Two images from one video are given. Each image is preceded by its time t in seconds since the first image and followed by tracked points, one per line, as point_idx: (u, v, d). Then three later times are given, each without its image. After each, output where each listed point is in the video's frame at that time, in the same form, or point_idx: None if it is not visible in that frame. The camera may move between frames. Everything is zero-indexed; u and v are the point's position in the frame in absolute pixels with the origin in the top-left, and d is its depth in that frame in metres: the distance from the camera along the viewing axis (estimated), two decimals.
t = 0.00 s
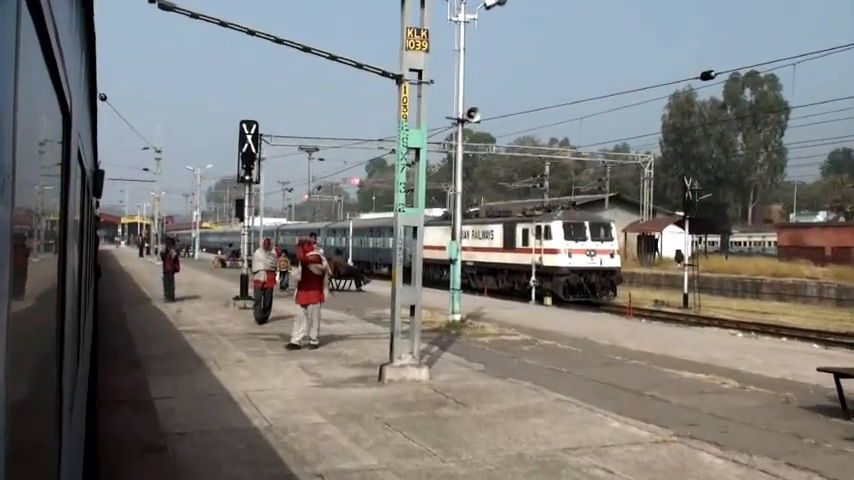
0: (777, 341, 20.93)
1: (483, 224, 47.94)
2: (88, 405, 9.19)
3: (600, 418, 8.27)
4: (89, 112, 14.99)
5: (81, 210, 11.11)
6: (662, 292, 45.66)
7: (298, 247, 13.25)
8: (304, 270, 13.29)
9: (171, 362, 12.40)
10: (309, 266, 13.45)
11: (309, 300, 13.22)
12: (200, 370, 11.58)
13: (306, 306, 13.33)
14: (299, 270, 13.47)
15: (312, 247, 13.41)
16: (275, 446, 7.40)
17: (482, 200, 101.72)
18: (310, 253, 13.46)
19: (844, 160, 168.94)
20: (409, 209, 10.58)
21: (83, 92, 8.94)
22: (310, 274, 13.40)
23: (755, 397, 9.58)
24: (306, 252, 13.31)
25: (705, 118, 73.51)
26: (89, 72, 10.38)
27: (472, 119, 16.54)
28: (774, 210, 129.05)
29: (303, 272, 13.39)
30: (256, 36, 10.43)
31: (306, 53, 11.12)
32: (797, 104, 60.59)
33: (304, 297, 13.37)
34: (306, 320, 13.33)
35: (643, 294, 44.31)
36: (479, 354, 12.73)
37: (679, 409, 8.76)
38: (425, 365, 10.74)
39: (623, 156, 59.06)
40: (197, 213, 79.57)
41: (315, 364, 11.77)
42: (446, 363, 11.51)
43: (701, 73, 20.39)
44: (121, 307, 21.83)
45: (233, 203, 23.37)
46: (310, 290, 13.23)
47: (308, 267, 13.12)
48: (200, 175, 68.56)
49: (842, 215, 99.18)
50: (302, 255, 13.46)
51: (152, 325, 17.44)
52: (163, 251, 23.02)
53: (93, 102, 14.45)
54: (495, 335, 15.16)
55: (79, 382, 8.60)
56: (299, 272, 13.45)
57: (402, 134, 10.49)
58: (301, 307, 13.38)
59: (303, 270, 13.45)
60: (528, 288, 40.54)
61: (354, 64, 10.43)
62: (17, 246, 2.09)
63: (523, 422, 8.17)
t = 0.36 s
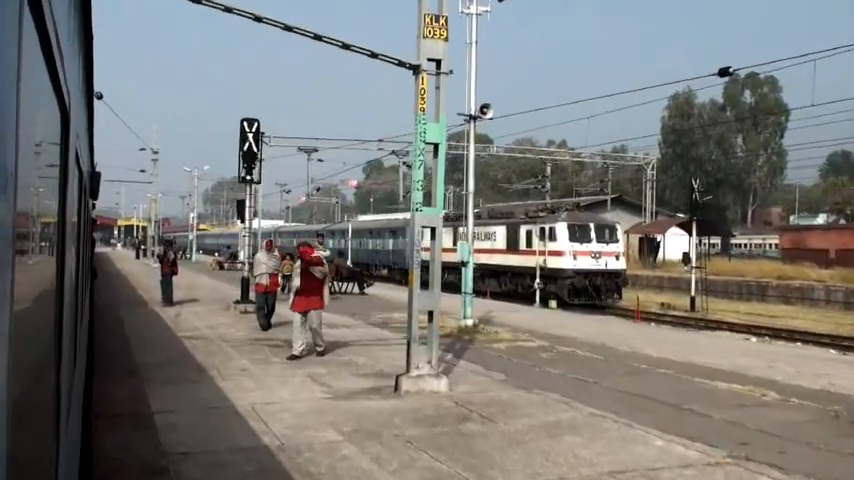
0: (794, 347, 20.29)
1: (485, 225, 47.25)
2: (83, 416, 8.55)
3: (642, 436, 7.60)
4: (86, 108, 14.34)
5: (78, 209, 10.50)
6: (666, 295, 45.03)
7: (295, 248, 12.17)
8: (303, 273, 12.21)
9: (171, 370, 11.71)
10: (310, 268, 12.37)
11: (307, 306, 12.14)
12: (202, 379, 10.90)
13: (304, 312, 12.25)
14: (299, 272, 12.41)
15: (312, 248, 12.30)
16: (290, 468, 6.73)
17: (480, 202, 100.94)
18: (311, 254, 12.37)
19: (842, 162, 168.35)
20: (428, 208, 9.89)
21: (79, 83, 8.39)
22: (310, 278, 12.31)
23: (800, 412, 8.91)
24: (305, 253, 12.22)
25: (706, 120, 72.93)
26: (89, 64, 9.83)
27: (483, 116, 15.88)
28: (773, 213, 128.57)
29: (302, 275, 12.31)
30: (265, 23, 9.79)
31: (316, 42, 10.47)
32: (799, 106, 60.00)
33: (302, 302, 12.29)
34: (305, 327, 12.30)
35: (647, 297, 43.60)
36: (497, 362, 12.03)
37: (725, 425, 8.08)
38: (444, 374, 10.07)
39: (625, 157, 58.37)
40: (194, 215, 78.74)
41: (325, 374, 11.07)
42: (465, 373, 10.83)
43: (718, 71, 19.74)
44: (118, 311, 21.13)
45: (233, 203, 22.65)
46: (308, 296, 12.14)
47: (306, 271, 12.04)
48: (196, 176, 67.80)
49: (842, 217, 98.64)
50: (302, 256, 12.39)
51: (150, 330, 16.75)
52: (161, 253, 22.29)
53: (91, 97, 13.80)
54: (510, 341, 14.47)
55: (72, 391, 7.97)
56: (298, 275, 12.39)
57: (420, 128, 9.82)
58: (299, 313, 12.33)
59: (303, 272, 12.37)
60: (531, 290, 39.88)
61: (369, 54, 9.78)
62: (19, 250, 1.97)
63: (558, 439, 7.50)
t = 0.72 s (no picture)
0: (816, 349, 19.65)
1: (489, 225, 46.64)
2: (78, 417, 7.93)
3: (688, 455, 6.99)
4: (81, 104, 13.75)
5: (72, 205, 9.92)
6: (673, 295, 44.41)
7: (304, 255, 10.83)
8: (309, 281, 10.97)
9: (172, 379, 11.08)
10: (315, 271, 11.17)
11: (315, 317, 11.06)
12: (207, 390, 10.27)
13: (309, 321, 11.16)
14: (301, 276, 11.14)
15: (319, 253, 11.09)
16: None
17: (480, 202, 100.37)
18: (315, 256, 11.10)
19: (843, 160, 168.00)
20: (447, 207, 9.24)
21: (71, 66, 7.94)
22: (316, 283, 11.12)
23: (850, 425, 8.30)
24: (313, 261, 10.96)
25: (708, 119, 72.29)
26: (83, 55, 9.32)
27: (496, 111, 15.25)
28: (775, 212, 127.91)
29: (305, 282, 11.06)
30: (272, 10, 9.16)
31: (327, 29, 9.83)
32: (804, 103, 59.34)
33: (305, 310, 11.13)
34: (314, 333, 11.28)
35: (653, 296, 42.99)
36: (516, 369, 11.43)
37: (775, 443, 7.47)
38: (464, 384, 9.42)
39: (628, 156, 57.78)
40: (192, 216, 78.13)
41: (337, 384, 10.42)
42: (485, 382, 10.21)
43: (736, 64, 19.12)
44: (117, 314, 20.55)
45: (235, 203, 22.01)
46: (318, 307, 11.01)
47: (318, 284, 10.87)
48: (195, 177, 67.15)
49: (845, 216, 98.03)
50: (307, 258, 11.13)
51: (151, 335, 16.13)
52: (161, 254, 21.66)
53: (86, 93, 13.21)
54: (527, 347, 13.82)
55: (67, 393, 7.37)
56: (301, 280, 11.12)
57: (439, 123, 9.15)
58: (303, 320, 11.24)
59: (306, 276, 11.13)
60: (536, 291, 39.28)
61: (383, 43, 9.13)
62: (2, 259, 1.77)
63: (599, 458, 6.89)
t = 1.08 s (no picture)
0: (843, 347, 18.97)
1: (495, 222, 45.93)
2: (79, 430, 7.27)
3: (758, 473, 6.30)
4: (77, 98, 13.04)
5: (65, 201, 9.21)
6: (683, 291, 43.74)
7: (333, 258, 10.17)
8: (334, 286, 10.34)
9: (179, 389, 10.39)
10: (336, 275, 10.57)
11: (337, 324, 10.40)
12: (218, 401, 9.57)
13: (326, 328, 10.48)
14: (321, 279, 10.45)
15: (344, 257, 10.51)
16: None
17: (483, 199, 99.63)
18: (338, 259, 10.49)
19: (847, 154, 167.14)
20: (476, 202, 8.54)
21: (60, 49, 7.34)
22: (338, 288, 10.50)
23: None
24: (339, 267, 10.38)
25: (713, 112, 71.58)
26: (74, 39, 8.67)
27: (515, 102, 14.52)
28: (778, 206, 127.22)
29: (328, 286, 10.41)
30: None
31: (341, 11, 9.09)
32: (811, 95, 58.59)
33: (324, 316, 10.46)
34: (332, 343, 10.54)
35: (663, 293, 42.27)
36: (546, 375, 10.70)
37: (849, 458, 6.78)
38: (495, 392, 8.73)
39: (635, 150, 57.04)
40: (192, 216, 77.39)
41: (358, 393, 9.70)
42: (516, 389, 9.50)
43: (759, 52, 18.40)
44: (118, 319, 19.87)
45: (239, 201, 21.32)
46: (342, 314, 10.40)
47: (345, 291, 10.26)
48: (196, 176, 66.44)
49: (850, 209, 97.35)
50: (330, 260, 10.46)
51: (155, 341, 15.43)
52: (163, 256, 20.96)
53: (82, 86, 12.50)
54: (552, 350, 13.11)
55: (67, 406, 6.71)
56: (321, 284, 10.43)
57: (466, 111, 8.42)
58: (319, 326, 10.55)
59: (328, 280, 10.45)
60: (545, 288, 38.61)
61: (405, 24, 8.40)
62: None
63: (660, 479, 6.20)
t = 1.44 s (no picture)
0: None
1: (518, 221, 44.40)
2: (91, 447, 6.64)
3: None
4: (90, 90, 12.38)
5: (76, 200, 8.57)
6: (708, 292, 42.92)
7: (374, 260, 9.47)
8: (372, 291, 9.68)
9: (198, 398, 9.71)
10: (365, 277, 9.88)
11: (372, 330, 9.88)
12: (239, 412, 8.88)
13: (359, 334, 9.84)
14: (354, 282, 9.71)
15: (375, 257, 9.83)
16: None
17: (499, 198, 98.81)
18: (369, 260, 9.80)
19: None
20: (523, 197, 7.82)
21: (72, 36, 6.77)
22: (371, 292, 9.84)
23: None
24: (374, 269, 9.71)
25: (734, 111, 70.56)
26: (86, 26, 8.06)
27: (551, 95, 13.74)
28: (797, 206, 125.87)
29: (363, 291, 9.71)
30: None
31: None
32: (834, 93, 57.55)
33: (360, 322, 9.81)
34: (360, 347, 10.01)
35: (685, 294, 41.42)
36: (591, 384, 9.97)
37: None
38: (542, 405, 8.00)
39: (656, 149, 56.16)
40: (207, 215, 76.87)
41: (391, 404, 8.99)
42: (562, 400, 8.78)
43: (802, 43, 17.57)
44: (133, 320, 19.27)
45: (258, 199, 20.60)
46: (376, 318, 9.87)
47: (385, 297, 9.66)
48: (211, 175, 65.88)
49: None
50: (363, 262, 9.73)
51: (172, 343, 14.78)
52: (179, 255, 20.31)
53: (95, 78, 11.84)
54: (591, 356, 12.37)
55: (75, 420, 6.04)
56: (355, 287, 9.67)
57: (512, 98, 7.70)
58: (350, 334, 9.79)
59: (360, 283, 9.74)
60: (566, 289, 37.83)
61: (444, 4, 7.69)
62: None
63: None
